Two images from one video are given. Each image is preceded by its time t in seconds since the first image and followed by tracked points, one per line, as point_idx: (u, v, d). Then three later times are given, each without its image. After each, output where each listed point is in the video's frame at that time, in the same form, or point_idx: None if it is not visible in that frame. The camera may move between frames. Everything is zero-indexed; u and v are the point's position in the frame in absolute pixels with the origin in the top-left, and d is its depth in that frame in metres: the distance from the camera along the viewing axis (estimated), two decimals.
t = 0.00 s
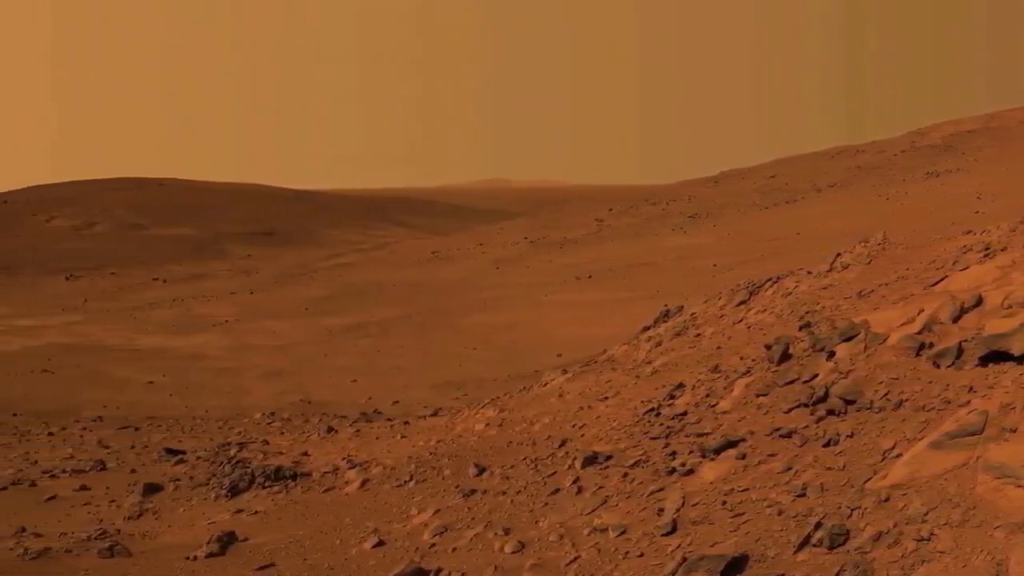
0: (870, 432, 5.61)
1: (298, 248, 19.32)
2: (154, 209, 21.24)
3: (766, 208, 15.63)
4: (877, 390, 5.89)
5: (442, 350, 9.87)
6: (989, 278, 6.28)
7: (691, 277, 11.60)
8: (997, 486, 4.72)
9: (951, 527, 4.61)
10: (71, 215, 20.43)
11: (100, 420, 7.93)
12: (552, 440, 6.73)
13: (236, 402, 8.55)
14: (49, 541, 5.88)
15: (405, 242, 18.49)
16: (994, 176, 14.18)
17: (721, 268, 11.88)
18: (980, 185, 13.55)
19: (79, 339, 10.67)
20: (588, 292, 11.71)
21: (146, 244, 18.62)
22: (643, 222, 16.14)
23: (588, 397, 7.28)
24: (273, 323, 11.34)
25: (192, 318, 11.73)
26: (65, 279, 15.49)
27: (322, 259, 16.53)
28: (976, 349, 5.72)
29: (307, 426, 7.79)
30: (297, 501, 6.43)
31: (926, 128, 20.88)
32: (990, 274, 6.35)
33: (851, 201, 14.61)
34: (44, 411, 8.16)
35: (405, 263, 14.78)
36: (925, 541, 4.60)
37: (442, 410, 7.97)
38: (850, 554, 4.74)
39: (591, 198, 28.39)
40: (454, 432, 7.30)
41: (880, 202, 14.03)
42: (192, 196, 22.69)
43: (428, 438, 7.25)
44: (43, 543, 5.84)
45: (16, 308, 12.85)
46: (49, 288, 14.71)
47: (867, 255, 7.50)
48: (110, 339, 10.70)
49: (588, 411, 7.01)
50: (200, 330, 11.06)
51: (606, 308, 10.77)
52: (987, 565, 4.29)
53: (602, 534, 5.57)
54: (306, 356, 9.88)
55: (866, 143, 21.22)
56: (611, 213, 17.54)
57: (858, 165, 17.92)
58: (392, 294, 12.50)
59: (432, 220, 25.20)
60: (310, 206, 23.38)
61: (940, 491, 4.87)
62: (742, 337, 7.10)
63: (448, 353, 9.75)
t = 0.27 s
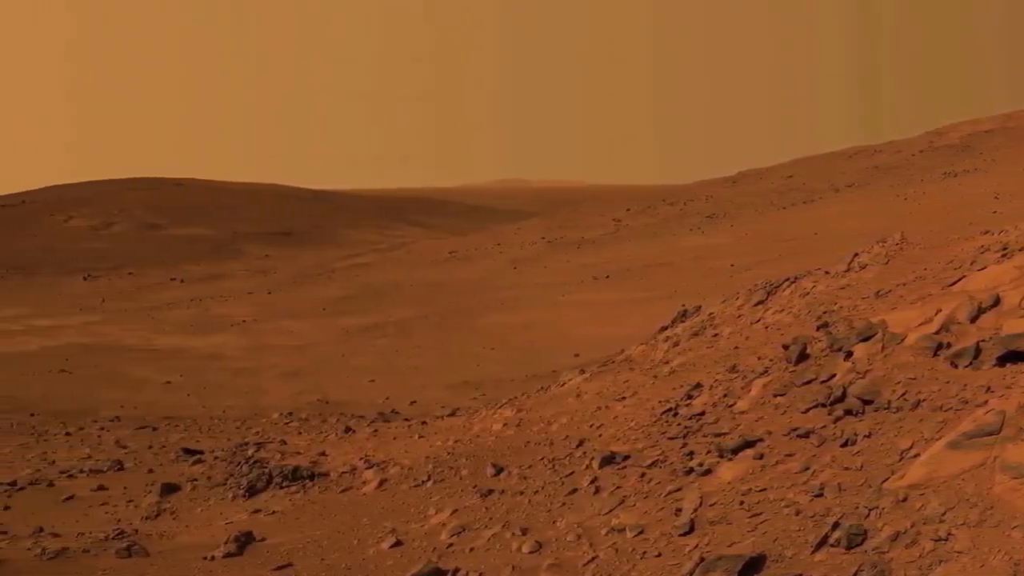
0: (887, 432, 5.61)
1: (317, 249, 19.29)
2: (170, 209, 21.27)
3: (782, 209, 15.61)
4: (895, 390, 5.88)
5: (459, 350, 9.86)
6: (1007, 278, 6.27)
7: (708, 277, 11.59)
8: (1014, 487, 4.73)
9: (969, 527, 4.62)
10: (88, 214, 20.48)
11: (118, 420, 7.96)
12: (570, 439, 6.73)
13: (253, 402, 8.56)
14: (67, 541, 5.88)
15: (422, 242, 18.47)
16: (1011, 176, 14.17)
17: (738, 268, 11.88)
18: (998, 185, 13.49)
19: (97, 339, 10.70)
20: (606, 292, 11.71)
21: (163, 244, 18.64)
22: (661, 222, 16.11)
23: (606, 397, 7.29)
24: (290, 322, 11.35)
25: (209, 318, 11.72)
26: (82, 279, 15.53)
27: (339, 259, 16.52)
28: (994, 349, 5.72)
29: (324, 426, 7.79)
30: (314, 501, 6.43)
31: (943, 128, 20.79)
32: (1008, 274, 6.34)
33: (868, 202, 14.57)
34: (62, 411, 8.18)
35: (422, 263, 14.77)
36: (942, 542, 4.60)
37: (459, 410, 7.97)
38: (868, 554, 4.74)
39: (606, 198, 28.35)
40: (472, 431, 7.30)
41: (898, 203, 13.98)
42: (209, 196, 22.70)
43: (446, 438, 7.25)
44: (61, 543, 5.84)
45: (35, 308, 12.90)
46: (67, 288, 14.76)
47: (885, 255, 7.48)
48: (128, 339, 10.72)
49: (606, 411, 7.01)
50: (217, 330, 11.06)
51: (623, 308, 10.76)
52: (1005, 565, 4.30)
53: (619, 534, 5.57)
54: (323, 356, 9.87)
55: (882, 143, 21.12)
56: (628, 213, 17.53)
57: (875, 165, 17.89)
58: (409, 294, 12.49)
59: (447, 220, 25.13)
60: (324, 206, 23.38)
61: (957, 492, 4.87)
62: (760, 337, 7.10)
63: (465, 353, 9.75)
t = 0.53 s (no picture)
0: (901, 432, 5.61)
1: (334, 250, 19.14)
2: (183, 208, 21.28)
3: (795, 209, 15.58)
4: (909, 390, 5.88)
5: (473, 350, 9.86)
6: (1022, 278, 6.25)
7: (721, 278, 11.59)
8: None
9: (983, 527, 4.62)
10: (103, 214, 20.53)
11: (131, 420, 7.96)
12: (584, 440, 6.73)
13: (267, 402, 8.57)
14: (80, 540, 5.88)
15: (434, 242, 18.46)
16: None
17: (752, 268, 11.87)
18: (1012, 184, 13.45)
19: (111, 339, 10.72)
20: (620, 292, 11.72)
21: (178, 244, 18.66)
22: (675, 222, 16.09)
23: (620, 397, 7.29)
24: (304, 322, 11.36)
25: (223, 318, 11.72)
26: (97, 279, 15.57)
27: (352, 259, 16.52)
28: (1008, 349, 5.72)
29: (338, 426, 7.79)
30: (328, 501, 6.43)
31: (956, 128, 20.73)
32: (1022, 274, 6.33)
33: (881, 202, 14.54)
34: (76, 411, 8.20)
35: (435, 263, 14.76)
36: (956, 542, 4.60)
37: (473, 410, 7.97)
38: (881, 554, 4.74)
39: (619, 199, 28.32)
40: (486, 431, 7.30)
41: (911, 203, 13.95)
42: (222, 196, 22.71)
43: (460, 438, 7.25)
44: (75, 543, 5.84)
45: (50, 308, 12.94)
46: (82, 287, 14.80)
47: (899, 254, 7.48)
48: (142, 339, 10.73)
49: (620, 411, 7.01)
50: (229, 330, 11.06)
51: (636, 309, 10.76)
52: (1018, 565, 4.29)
53: (633, 534, 5.57)
54: (336, 356, 9.88)
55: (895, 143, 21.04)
56: (642, 213, 17.54)
57: (890, 165, 17.88)
58: (422, 294, 12.49)
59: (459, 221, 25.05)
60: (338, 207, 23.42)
61: (971, 492, 4.87)
62: (775, 337, 7.10)
63: (479, 352, 9.76)
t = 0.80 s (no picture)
0: (912, 432, 5.60)
1: (340, 250, 19.14)
2: (193, 208, 21.31)
3: (805, 209, 15.55)
4: (919, 390, 5.88)
5: (483, 350, 9.85)
6: None
7: (732, 278, 11.56)
8: None
9: (993, 526, 4.59)
10: (114, 214, 20.58)
11: (142, 421, 7.97)
12: (594, 439, 6.73)
13: (277, 401, 8.57)
14: (92, 540, 5.88)
15: (444, 242, 18.46)
16: None
17: (762, 268, 11.87)
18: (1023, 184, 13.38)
19: (123, 339, 10.75)
20: (630, 292, 11.70)
21: (188, 244, 18.68)
22: (685, 222, 16.08)
23: (630, 398, 7.29)
24: (314, 322, 11.37)
25: (233, 317, 11.73)
26: (108, 279, 15.60)
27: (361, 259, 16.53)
28: (1019, 349, 5.71)
29: (348, 426, 7.79)
30: (338, 501, 6.43)
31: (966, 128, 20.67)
32: None
33: (892, 202, 14.48)
34: (86, 411, 8.21)
35: (445, 263, 14.76)
36: (966, 542, 4.60)
37: (483, 410, 7.97)
38: (891, 554, 4.75)
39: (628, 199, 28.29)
40: (496, 431, 7.30)
41: (922, 203, 13.89)
42: (233, 195, 22.74)
43: (470, 438, 7.25)
44: (85, 543, 5.84)
45: (63, 307, 12.98)
46: (93, 287, 14.84)
47: (910, 254, 7.46)
48: (153, 338, 10.76)
49: (630, 411, 7.01)
50: (239, 330, 11.07)
51: (646, 309, 10.76)
52: None
53: (644, 534, 5.57)
54: (344, 355, 9.88)
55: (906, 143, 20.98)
56: (653, 212, 17.54)
57: (900, 165, 17.85)
58: (431, 294, 12.49)
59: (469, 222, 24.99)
60: (346, 207, 23.43)
61: (981, 492, 4.84)
62: (786, 337, 7.10)
63: (489, 352, 9.76)
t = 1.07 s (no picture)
0: (918, 432, 5.59)
1: (345, 250, 19.13)
2: (199, 208, 21.34)
3: (812, 209, 15.54)
4: (926, 390, 5.87)
5: (490, 350, 9.85)
6: None
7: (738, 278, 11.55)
8: None
9: (1000, 526, 4.56)
10: (120, 213, 20.61)
11: (149, 421, 7.98)
12: (601, 439, 6.73)
13: (283, 401, 8.58)
14: (98, 540, 5.87)
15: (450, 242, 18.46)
16: None
17: (769, 268, 11.87)
18: None
19: (130, 339, 10.76)
20: (636, 292, 11.69)
21: (195, 244, 18.69)
22: (692, 222, 16.08)
23: (637, 398, 7.30)
24: (320, 322, 11.37)
25: (240, 317, 11.74)
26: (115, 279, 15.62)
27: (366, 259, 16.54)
28: None
29: (354, 426, 7.79)
30: (345, 501, 6.43)
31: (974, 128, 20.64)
32: None
33: (898, 202, 14.46)
34: (93, 411, 8.22)
35: (452, 263, 14.76)
36: (972, 542, 4.57)
37: (489, 410, 7.97)
38: (898, 554, 4.73)
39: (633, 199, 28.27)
40: (502, 432, 7.30)
41: (928, 203, 13.87)
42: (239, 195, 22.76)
43: (477, 438, 7.26)
44: (92, 543, 5.84)
45: (70, 307, 13.01)
46: (100, 287, 14.86)
47: (917, 254, 7.46)
48: (160, 338, 10.76)
49: (637, 411, 7.01)
50: (246, 330, 11.07)
51: (652, 309, 10.75)
52: None
53: (651, 534, 5.57)
54: (350, 355, 9.89)
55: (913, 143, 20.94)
56: (659, 212, 17.55)
57: (907, 165, 17.83)
58: (437, 293, 12.49)
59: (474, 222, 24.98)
60: (351, 207, 23.43)
61: (988, 492, 4.81)
62: (792, 337, 7.11)
63: (495, 352, 9.76)
